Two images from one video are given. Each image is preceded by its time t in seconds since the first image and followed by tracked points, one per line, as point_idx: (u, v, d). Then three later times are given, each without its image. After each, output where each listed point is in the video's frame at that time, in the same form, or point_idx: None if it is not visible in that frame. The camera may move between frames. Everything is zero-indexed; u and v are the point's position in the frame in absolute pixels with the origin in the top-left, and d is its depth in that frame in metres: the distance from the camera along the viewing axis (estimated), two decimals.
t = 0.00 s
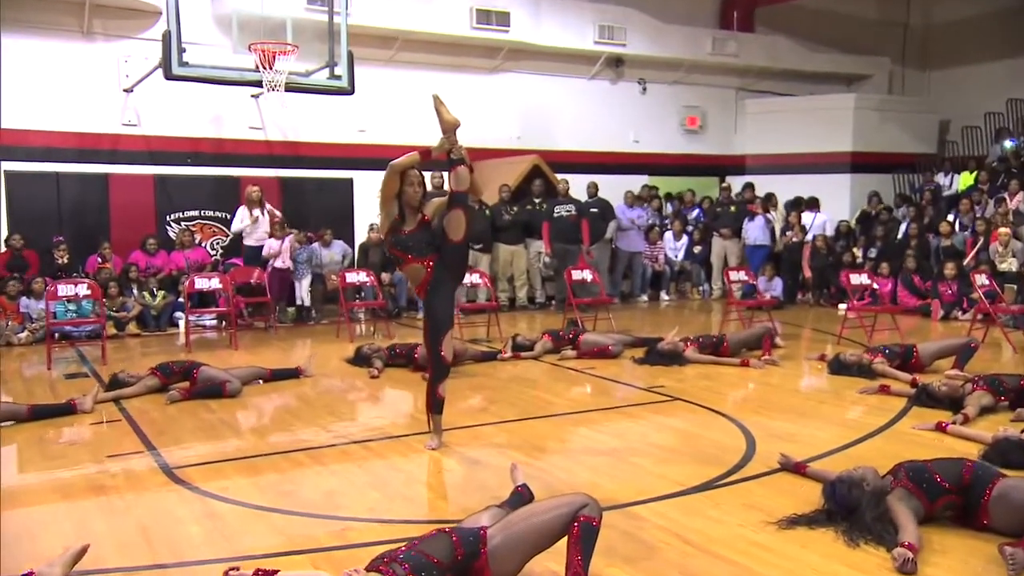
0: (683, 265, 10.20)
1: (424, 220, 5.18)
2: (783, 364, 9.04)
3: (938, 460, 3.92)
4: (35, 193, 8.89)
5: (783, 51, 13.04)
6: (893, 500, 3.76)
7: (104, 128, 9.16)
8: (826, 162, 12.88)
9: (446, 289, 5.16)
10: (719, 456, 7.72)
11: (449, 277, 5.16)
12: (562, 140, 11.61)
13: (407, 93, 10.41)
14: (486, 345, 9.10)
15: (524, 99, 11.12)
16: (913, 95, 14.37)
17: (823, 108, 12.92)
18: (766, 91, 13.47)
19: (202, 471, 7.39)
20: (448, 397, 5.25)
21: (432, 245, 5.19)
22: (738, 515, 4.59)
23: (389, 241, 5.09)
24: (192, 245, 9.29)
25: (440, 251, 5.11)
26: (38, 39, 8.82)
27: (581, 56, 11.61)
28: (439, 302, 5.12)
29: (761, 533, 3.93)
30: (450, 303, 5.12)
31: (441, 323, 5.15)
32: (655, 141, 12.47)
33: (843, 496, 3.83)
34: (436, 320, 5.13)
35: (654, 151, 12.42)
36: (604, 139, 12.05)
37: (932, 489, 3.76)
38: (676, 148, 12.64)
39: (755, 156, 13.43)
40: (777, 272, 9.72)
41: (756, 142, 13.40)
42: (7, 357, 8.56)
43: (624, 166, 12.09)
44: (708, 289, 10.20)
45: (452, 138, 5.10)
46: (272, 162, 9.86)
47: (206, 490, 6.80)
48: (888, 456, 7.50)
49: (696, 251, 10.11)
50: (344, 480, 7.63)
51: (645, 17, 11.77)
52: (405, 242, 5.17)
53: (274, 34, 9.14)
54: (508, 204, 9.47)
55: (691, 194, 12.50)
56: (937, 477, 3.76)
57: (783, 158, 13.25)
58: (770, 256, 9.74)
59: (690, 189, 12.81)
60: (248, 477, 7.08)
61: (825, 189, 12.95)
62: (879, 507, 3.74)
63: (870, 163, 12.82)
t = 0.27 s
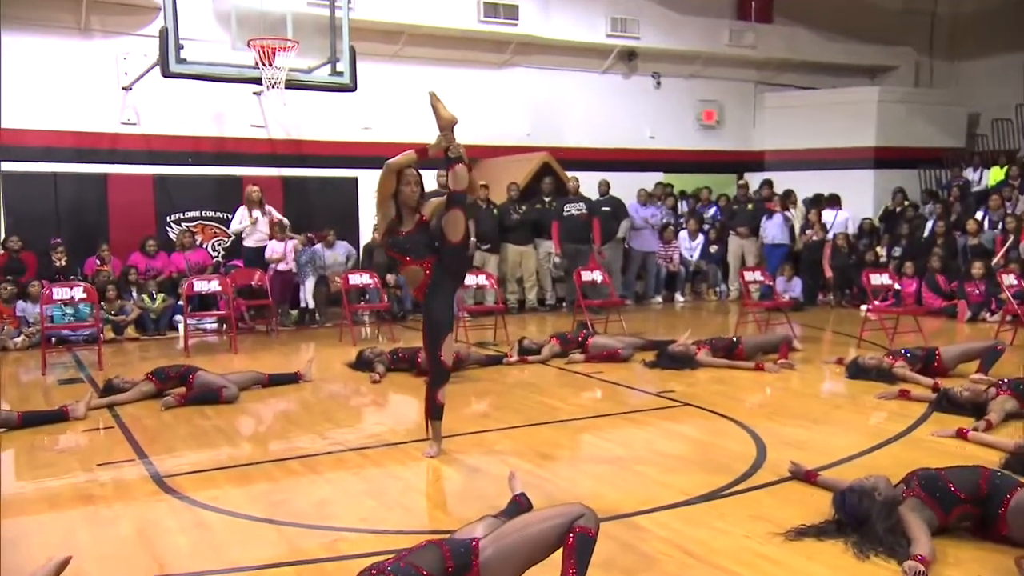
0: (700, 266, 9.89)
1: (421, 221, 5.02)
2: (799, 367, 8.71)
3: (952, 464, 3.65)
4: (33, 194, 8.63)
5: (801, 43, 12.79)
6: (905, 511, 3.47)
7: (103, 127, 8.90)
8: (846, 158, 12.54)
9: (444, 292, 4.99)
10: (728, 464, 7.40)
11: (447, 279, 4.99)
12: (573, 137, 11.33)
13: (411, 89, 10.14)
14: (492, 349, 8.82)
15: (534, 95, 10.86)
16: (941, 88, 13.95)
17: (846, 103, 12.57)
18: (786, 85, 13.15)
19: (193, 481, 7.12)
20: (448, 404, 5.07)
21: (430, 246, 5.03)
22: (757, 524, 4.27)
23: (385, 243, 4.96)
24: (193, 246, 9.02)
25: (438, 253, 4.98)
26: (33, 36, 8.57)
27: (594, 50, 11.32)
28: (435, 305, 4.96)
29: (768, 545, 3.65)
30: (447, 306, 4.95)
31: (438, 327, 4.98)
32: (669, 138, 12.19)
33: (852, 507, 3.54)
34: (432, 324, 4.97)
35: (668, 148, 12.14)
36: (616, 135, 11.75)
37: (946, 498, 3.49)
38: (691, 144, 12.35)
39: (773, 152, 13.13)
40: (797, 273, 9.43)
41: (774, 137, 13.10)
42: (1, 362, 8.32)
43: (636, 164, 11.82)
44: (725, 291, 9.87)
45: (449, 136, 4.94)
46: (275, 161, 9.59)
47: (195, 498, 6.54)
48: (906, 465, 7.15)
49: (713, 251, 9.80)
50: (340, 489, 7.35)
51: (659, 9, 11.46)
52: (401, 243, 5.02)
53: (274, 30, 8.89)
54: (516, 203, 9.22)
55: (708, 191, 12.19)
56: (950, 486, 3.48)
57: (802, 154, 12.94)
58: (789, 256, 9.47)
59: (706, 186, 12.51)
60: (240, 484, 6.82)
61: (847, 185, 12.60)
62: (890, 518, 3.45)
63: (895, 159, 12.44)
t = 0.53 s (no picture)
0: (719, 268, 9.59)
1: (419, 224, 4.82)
2: (819, 374, 8.33)
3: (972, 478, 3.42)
4: (29, 196, 8.39)
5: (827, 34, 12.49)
6: (920, 523, 3.23)
7: (102, 127, 8.65)
8: (870, 156, 12.11)
9: (443, 297, 4.79)
10: (738, 475, 7.05)
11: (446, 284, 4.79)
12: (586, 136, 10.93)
13: (414, 85, 9.76)
14: (500, 355, 8.50)
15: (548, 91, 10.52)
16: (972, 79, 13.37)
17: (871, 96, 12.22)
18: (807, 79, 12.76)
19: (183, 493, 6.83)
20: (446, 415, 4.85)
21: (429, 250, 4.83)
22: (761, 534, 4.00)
23: (381, 246, 4.78)
24: (194, 250, 8.76)
25: (437, 258, 4.78)
26: (29, 35, 8.33)
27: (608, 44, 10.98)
28: (434, 310, 4.76)
29: (770, 559, 3.41)
30: (446, 313, 4.75)
31: (437, 333, 4.78)
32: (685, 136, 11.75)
33: (866, 519, 3.31)
34: (431, 330, 4.76)
35: (687, 144, 11.72)
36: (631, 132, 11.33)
37: (964, 512, 3.28)
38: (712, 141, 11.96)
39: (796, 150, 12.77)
40: (819, 275, 9.04)
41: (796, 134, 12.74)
42: None
43: (654, 162, 11.42)
44: (745, 294, 9.58)
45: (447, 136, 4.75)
46: (277, 162, 9.29)
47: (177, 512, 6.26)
48: (925, 477, 6.76)
49: (731, 253, 9.45)
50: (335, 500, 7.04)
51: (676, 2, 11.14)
52: (399, 247, 4.83)
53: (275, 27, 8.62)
54: (527, 204, 8.96)
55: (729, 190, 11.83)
56: (969, 498, 3.27)
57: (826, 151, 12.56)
58: (811, 257, 9.11)
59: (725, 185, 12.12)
60: (228, 498, 6.54)
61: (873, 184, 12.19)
62: (904, 532, 3.21)
63: (924, 155, 11.98)
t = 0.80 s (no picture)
0: (747, 273, 9.17)
1: (418, 229, 4.58)
2: (849, 385, 7.80)
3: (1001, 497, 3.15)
4: (26, 203, 8.09)
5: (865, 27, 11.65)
6: (943, 547, 2.96)
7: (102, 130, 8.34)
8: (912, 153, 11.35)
9: (441, 306, 4.56)
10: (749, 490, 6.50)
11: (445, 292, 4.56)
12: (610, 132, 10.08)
13: (422, 82, 9.16)
14: (511, 366, 8.11)
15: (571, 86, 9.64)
16: None
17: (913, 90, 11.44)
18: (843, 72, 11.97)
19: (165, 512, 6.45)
20: (443, 430, 4.61)
21: (427, 256, 4.59)
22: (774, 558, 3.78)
23: (378, 254, 4.54)
24: (197, 257, 8.43)
25: (435, 264, 4.55)
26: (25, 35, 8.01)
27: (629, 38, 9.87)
28: (434, 320, 4.51)
29: None
30: (445, 323, 4.51)
31: (436, 344, 4.53)
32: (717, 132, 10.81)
33: (884, 541, 3.04)
34: (430, 341, 4.51)
35: (716, 143, 10.77)
36: (655, 131, 10.48)
37: (990, 533, 3.00)
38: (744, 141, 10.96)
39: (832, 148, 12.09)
40: (854, 280, 8.58)
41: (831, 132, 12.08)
42: None
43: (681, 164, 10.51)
44: (775, 299, 9.14)
45: (446, 138, 4.52)
46: (282, 166, 8.84)
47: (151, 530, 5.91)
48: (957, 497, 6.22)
49: (760, 257, 9.07)
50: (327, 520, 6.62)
51: None
52: (396, 253, 4.57)
53: (278, 24, 8.25)
54: (542, 207, 8.60)
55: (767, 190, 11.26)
56: (996, 518, 2.99)
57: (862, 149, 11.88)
58: (845, 261, 8.66)
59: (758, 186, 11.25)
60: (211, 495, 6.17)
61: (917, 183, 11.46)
62: (924, 555, 2.94)
63: (969, 154, 11.19)
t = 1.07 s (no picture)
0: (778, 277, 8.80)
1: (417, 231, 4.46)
2: (880, 396, 7.33)
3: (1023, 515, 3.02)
4: (25, 208, 7.79)
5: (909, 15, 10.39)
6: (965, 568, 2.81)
7: (105, 132, 8.03)
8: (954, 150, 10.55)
9: (442, 312, 4.44)
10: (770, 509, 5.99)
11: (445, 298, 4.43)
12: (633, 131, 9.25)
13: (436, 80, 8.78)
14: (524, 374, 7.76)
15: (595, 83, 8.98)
16: None
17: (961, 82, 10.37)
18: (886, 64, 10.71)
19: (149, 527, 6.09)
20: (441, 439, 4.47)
21: (427, 261, 4.47)
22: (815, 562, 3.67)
23: (376, 257, 4.44)
24: (201, 262, 8.12)
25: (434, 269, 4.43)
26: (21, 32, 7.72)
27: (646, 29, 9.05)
28: (435, 326, 4.39)
29: None
30: (445, 330, 4.38)
31: (435, 351, 4.40)
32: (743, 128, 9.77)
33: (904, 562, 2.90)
34: (430, 347, 4.38)
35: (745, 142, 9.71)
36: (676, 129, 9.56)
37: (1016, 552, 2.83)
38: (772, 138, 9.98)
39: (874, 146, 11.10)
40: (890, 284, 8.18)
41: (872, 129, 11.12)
42: None
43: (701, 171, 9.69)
44: (808, 305, 8.76)
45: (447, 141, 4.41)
46: (290, 168, 8.51)
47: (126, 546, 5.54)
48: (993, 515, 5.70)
49: (791, 261, 8.69)
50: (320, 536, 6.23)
51: None
52: (395, 256, 4.45)
53: (281, 19, 7.92)
54: (560, 209, 8.28)
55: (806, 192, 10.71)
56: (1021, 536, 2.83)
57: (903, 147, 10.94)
58: (881, 264, 8.21)
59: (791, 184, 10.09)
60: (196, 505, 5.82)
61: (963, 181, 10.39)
62: None
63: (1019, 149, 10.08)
